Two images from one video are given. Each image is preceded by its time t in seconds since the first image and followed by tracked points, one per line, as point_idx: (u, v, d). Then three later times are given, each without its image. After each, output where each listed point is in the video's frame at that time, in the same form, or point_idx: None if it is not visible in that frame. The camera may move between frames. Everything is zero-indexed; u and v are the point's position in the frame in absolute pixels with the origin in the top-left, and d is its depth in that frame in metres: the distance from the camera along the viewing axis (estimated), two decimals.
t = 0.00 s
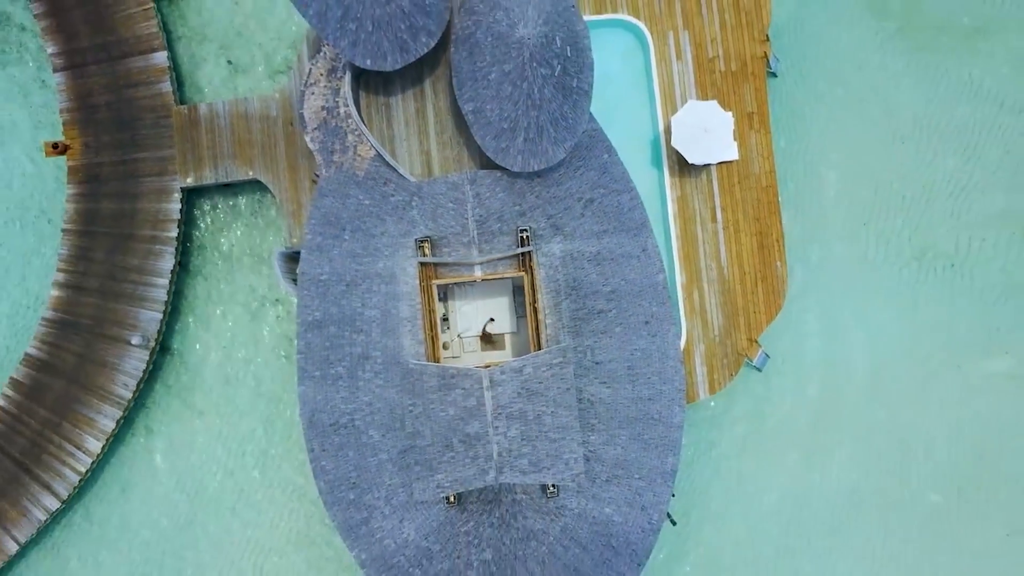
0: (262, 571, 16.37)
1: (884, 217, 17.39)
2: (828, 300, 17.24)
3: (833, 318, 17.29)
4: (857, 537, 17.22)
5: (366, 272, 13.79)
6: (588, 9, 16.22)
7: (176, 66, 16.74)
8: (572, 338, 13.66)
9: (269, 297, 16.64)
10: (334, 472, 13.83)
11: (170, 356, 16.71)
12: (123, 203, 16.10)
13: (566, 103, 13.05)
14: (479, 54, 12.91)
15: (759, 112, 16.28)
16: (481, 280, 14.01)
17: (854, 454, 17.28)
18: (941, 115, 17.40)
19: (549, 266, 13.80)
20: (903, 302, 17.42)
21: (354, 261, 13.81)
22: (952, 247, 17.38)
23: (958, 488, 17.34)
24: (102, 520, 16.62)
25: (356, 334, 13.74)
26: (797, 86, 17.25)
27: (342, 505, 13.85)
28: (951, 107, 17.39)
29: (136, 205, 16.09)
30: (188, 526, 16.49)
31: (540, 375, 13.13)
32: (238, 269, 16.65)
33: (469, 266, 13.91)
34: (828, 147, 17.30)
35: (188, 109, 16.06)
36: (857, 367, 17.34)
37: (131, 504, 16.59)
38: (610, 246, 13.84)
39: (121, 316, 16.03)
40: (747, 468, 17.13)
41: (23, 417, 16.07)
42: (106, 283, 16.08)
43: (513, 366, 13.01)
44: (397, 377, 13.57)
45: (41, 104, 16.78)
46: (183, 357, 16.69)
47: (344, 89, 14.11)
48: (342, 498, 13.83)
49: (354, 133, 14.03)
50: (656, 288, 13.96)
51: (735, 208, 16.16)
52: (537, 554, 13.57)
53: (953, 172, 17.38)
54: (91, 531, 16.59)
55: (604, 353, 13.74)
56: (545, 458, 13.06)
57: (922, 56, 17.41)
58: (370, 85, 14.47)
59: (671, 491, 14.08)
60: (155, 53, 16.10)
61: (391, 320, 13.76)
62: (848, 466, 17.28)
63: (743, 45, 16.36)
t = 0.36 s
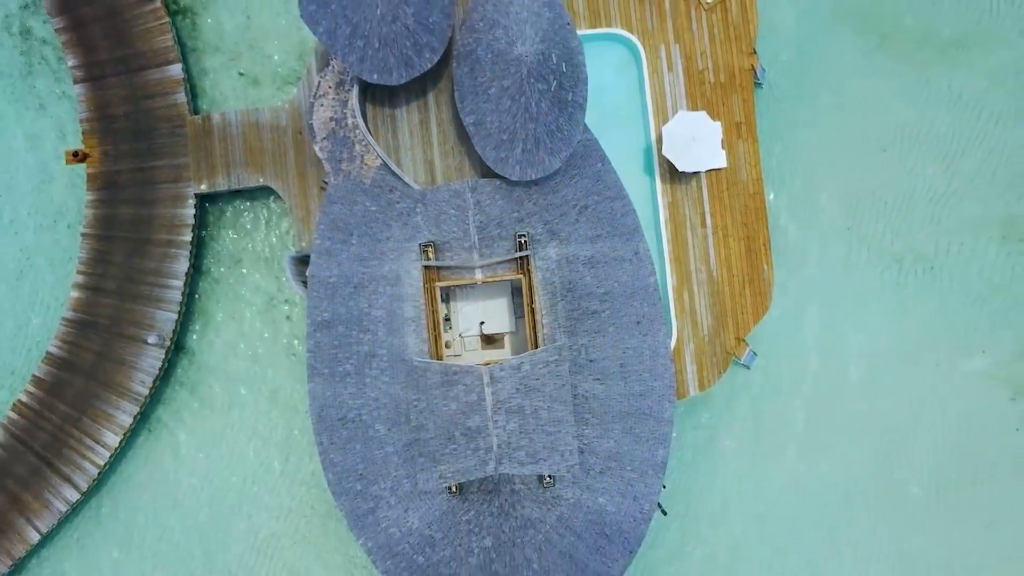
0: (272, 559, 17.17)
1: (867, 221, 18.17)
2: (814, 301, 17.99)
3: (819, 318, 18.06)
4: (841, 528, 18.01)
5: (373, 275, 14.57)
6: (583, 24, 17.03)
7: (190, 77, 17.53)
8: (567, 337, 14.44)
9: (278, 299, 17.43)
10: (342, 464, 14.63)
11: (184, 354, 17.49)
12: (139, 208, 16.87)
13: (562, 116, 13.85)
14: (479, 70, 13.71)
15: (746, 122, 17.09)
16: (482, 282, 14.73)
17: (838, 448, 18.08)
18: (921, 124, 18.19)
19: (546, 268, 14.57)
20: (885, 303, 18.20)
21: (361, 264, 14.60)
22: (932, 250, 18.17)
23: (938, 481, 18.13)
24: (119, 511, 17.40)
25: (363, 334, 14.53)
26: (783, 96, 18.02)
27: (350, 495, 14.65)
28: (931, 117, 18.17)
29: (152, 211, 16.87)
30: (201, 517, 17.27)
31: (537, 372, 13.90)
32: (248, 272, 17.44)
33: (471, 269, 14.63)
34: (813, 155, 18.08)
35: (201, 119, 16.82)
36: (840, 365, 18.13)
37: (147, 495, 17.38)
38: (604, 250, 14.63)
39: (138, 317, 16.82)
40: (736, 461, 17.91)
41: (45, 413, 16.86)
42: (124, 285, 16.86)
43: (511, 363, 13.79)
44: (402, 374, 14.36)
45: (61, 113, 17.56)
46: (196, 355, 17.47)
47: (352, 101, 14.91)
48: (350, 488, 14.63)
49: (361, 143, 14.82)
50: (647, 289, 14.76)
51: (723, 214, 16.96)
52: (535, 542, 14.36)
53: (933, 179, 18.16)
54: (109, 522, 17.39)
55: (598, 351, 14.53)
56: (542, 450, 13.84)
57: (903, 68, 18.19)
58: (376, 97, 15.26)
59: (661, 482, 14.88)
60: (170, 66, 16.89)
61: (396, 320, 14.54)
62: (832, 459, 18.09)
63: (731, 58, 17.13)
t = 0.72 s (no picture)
0: (281, 548, 17.95)
1: (851, 225, 18.93)
2: (800, 302, 18.75)
3: (805, 318, 18.78)
4: (825, 519, 18.82)
5: (378, 277, 15.34)
6: (578, 37, 17.83)
7: (202, 87, 18.28)
8: (563, 336, 15.24)
9: (288, 300, 18.24)
10: (349, 457, 15.40)
11: (196, 353, 18.26)
12: (154, 213, 17.61)
13: (558, 127, 14.63)
14: (479, 84, 14.58)
15: (734, 130, 18.04)
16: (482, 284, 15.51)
17: (823, 443, 18.87)
18: (903, 132, 18.98)
19: (542, 271, 15.35)
20: (868, 304, 18.99)
21: (367, 267, 15.37)
22: (913, 253, 18.97)
23: (918, 474, 18.95)
24: (134, 503, 18.17)
25: (369, 333, 15.30)
26: (772, 105, 18.72)
27: (356, 487, 15.42)
28: (911, 125, 18.97)
29: (167, 216, 17.61)
30: (213, 508, 18.05)
31: (534, 369, 14.69)
32: (259, 274, 18.24)
33: (471, 271, 15.41)
34: (801, 161, 18.80)
35: (213, 128, 17.58)
36: (826, 364, 18.89)
37: (161, 488, 18.15)
38: (597, 254, 15.41)
39: (153, 317, 17.58)
40: (725, 456, 18.67)
41: (64, 409, 17.61)
42: (140, 286, 17.61)
43: (510, 361, 14.57)
44: (406, 371, 15.15)
45: (79, 122, 18.33)
46: (209, 354, 18.26)
47: (358, 112, 15.69)
48: (356, 480, 15.41)
49: (368, 152, 15.61)
50: (639, 291, 15.57)
51: (713, 219, 17.92)
52: (532, 531, 15.08)
53: (914, 185, 18.95)
54: (125, 513, 18.16)
55: (592, 350, 15.32)
56: (539, 444, 14.63)
57: (886, 79, 18.95)
58: (381, 108, 16.03)
59: (652, 474, 15.69)
60: (184, 77, 17.66)
61: (401, 320, 15.32)
62: (817, 453, 18.88)
63: (720, 69, 18.01)
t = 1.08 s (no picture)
0: (290, 538, 18.74)
1: (837, 229, 19.71)
2: (788, 302, 19.51)
3: (792, 318, 19.53)
4: (812, 511, 19.60)
5: (384, 279, 16.13)
6: (574, 49, 18.61)
7: (214, 97, 19.07)
8: (559, 335, 16.03)
9: (296, 300, 19.04)
10: (356, 451, 16.19)
11: (208, 351, 19.05)
12: (168, 218, 18.39)
13: (554, 137, 15.43)
14: (481, 97, 15.37)
15: (724, 139, 18.84)
16: (482, 285, 16.29)
17: (809, 438, 19.63)
18: (886, 140, 19.78)
19: (540, 273, 16.14)
20: (854, 304, 19.77)
21: (373, 269, 16.16)
22: (896, 255, 19.78)
23: (901, 468, 19.76)
24: (149, 495, 18.96)
25: (375, 333, 16.10)
26: (761, 113, 19.47)
27: (362, 479, 16.20)
28: (894, 134, 19.77)
29: (181, 220, 18.38)
30: (224, 500, 18.83)
31: (532, 366, 15.49)
32: (269, 275, 19.04)
33: (473, 274, 16.20)
34: (788, 168, 19.57)
35: (225, 136, 18.36)
36: (813, 362, 19.66)
37: (175, 480, 18.94)
38: (592, 256, 16.21)
39: (168, 317, 18.35)
40: (716, 451, 19.43)
41: (82, 405, 18.37)
42: (155, 288, 18.38)
43: (509, 358, 15.37)
44: (411, 368, 15.94)
45: (96, 130, 19.12)
46: (220, 352, 19.04)
47: (365, 122, 16.48)
48: (363, 473, 16.19)
49: (373, 160, 16.40)
50: (632, 292, 16.39)
51: (703, 223, 18.75)
52: (530, 520, 15.84)
53: (897, 190, 19.76)
54: (140, 505, 18.95)
55: (588, 348, 16.13)
56: (537, 437, 15.42)
57: (870, 89, 19.75)
58: (387, 118, 16.83)
59: (645, 466, 16.50)
60: (197, 87, 18.44)
61: (405, 320, 16.10)
62: (804, 448, 19.65)
63: (711, 80, 18.82)
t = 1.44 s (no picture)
0: (298, 530, 19.47)
1: (825, 232, 20.42)
2: (777, 303, 20.22)
3: (781, 318, 20.25)
4: (800, 504, 20.33)
5: (388, 280, 16.85)
6: (571, 58, 19.36)
7: (224, 104, 19.78)
8: (556, 334, 16.73)
9: (303, 300, 19.77)
10: (361, 445, 16.91)
11: (219, 350, 19.77)
12: (180, 221, 19.10)
13: (551, 145, 16.15)
14: (481, 106, 16.10)
15: (716, 145, 19.62)
16: (483, 286, 17.02)
17: (797, 434, 20.35)
18: (871, 146, 20.51)
19: (538, 275, 16.86)
20: (841, 305, 20.46)
21: (378, 271, 16.87)
22: (881, 257, 20.51)
23: (886, 462, 20.48)
24: (161, 488, 19.67)
25: (380, 332, 16.82)
26: (752, 120, 20.16)
27: (367, 472, 16.92)
28: (880, 140, 20.50)
29: (193, 223, 19.09)
30: (234, 494, 19.54)
31: (530, 364, 16.22)
32: (277, 277, 19.76)
33: (474, 275, 16.92)
34: (778, 173, 20.26)
35: (235, 142, 19.07)
36: (801, 361, 20.36)
37: (186, 474, 19.66)
38: (588, 259, 16.94)
39: (180, 316, 19.06)
40: (707, 446, 20.17)
41: (97, 401, 19.06)
42: (167, 288, 19.08)
43: (508, 356, 16.10)
44: (414, 366, 16.67)
45: (110, 137, 19.85)
46: (230, 350, 19.77)
47: (370, 130, 17.21)
48: (368, 466, 16.90)
49: (379, 166, 17.13)
50: (626, 293, 17.13)
51: (695, 227, 19.55)
52: (529, 511, 16.59)
53: (882, 195, 20.49)
54: (153, 498, 19.67)
55: (583, 347, 16.86)
56: (535, 431, 16.15)
57: (856, 97, 20.47)
58: (391, 126, 17.57)
59: (638, 460, 17.22)
60: (208, 96, 19.15)
61: (409, 319, 16.82)
62: (792, 444, 20.37)
63: (703, 89, 19.57)
